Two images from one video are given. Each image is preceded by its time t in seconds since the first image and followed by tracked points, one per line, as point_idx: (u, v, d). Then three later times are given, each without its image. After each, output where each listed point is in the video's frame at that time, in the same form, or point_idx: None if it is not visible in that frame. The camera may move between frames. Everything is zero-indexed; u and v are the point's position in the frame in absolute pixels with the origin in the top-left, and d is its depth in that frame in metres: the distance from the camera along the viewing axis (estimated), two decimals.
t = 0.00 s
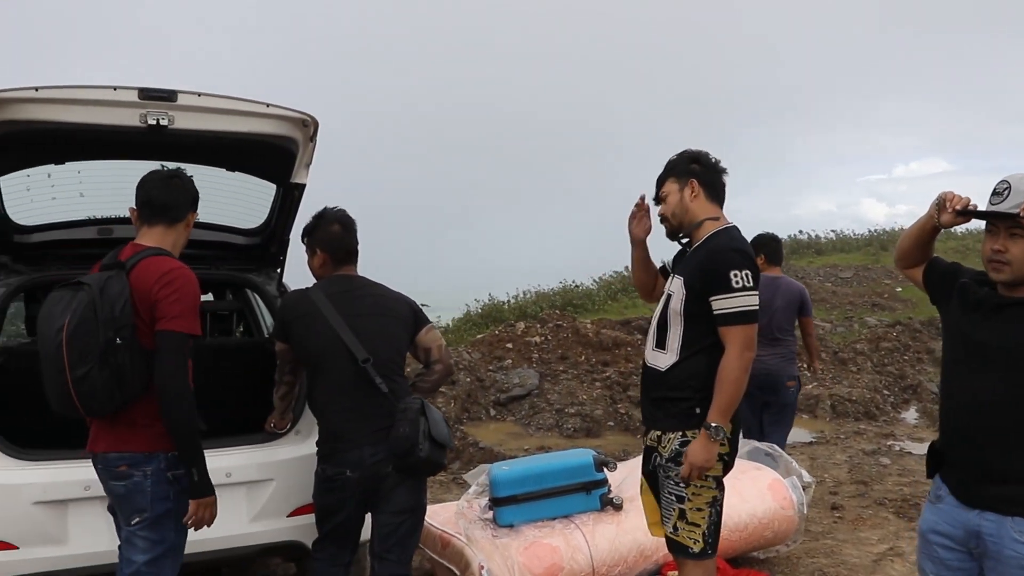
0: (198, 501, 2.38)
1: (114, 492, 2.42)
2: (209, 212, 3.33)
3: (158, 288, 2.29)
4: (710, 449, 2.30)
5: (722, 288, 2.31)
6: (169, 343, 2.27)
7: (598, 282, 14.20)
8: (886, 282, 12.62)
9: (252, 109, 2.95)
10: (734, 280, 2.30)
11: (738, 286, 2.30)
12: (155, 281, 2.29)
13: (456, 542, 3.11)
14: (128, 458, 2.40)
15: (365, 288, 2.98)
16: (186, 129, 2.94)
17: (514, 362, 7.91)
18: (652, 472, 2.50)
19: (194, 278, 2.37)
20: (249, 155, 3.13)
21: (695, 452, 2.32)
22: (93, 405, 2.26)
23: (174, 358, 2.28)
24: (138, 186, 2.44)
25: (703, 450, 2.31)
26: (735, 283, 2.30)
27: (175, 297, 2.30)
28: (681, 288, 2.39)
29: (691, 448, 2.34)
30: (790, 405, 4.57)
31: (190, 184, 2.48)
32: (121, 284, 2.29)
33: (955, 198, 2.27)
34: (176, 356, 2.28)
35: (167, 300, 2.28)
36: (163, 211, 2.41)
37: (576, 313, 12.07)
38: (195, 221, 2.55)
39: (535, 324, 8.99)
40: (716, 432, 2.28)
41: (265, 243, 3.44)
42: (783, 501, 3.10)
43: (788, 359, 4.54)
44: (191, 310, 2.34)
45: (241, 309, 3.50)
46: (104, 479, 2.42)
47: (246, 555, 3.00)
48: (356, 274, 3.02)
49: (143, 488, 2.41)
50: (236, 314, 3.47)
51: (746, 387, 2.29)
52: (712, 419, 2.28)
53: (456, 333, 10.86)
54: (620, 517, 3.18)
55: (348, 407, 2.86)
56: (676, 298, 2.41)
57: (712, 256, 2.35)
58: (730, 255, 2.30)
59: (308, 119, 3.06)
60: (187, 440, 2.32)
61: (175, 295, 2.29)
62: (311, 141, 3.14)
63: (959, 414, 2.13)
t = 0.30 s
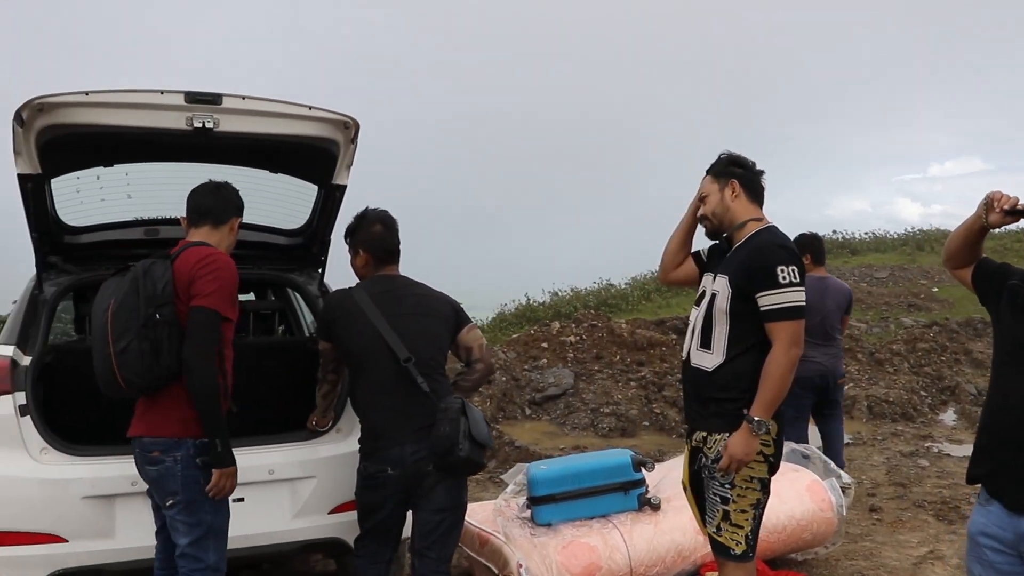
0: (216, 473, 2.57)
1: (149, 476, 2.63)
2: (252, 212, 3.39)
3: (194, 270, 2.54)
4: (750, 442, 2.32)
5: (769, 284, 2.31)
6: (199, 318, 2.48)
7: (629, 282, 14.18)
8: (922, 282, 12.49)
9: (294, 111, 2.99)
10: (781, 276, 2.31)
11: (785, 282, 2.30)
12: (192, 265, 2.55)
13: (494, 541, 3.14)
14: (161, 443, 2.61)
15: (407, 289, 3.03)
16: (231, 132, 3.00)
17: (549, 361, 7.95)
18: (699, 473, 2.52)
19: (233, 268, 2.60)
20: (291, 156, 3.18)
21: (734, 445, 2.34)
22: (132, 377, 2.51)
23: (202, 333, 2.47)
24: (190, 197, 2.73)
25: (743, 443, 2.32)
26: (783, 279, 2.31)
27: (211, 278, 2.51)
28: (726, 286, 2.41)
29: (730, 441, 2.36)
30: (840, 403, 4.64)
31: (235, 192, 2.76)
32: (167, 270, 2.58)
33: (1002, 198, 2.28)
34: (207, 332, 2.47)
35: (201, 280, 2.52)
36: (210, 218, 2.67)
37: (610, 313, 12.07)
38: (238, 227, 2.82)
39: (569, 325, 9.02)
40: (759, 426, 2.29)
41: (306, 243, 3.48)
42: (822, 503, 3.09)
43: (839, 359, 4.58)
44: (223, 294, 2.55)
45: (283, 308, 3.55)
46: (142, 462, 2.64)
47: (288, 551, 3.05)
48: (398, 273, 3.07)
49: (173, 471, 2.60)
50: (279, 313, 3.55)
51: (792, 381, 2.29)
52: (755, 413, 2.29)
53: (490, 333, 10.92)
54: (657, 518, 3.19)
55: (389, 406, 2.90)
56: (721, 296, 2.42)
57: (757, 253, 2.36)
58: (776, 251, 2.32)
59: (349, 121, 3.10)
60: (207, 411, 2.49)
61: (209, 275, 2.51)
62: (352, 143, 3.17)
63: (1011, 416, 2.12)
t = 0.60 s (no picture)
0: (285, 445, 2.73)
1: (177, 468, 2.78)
2: (300, 213, 3.45)
3: (232, 262, 2.65)
4: (816, 452, 2.32)
5: (822, 288, 2.30)
6: (233, 306, 2.57)
7: (667, 282, 14.16)
8: (965, 284, 12.32)
9: (341, 114, 3.02)
10: (834, 280, 2.30)
11: (838, 285, 2.29)
12: (232, 258, 2.67)
13: (537, 541, 3.16)
14: (187, 439, 2.73)
15: (453, 290, 3.06)
16: (280, 134, 3.04)
17: (589, 362, 7.97)
18: (745, 477, 2.52)
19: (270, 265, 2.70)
20: (338, 158, 3.21)
21: (801, 455, 2.33)
22: (166, 363, 2.64)
23: (237, 320, 2.56)
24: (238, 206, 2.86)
25: (808, 454, 2.32)
26: (835, 283, 2.30)
27: (247, 269, 2.62)
28: (775, 291, 2.39)
29: (797, 452, 2.36)
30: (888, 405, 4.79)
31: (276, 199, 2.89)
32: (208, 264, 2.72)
33: None
34: (243, 318, 2.56)
35: (237, 271, 2.63)
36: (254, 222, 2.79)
37: (648, 313, 12.07)
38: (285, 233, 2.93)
39: (609, 325, 9.03)
40: (822, 434, 2.29)
41: (352, 244, 3.53)
42: (868, 507, 3.07)
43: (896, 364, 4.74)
44: (260, 286, 2.64)
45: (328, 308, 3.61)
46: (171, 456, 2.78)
47: (334, 549, 3.10)
48: (445, 273, 3.11)
49: (193, 468, 2.72)
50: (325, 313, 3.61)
51: (850, 387, 2.29)
52: (819, 422, 2.29)
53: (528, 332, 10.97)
54: (701, 520, 3.19)
55: (435, 406, 2.94)
56: (770, 301, 2.41)
57: (808, 256, 2.35)
58: (829, 254, 2.30)
59: (395, 123, 3.11)
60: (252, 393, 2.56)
61: (243, 265, 2.62)
62: (398, 144, 3.19)
63: None
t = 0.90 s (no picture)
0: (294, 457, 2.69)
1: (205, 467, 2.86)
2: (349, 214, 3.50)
3: (262, 267, 2.68)
4: (873, 457, 2.28)
5: (883, 292, 2.28)
6: (261, 311, 2.61)
7: (710, 282, 14.05)
8: (1017, 286, 12.08)
9: (391, 116, 3.04)
10: (896, 284, 2.28)
11: (899, 289, 2.27)
12: (262, 263, 2.70)
13: (584, 542, 3.16)
14: (215, 439, 2.79)
15: (501, 291, 3.08)
16: (331, 136, 3.07)
17: (633, 363, 7.98)
18: (802, 483, 2.50)
19: (300, 270, 2.73)
20: (387, 159, 3.25)
21: (858, 459, 2.29)
22: (196, 365, 2.69)
23: (264, 325, 2.59)
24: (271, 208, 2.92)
25: (866, 458, 2.28)
26: (897, 287, 2.28)
27: (276, 275, 2.64)
28: (833, 295, 2.38)
29: (854, 456, 2.32)
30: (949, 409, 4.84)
31: (309, 203, 2.92)
32: (240, 268, 2.75)
33: None
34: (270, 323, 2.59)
35: (268, 276, 2.67)
36: (288, 226, 2.83)
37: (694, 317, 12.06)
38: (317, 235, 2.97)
39: (654, 327, 9.00)
40: (882, 440, 2.25)
41: (401, 244, 3.58)
42: (921, 514, 3.03)
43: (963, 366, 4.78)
44: (289, 291, 2.67)
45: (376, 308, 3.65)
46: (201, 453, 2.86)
47: (383, 546, 3.13)
48: (493, 274, 3.12)
49: (219, 469, 2.79)
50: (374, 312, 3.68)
51: (911, 394, 2.25)
52: (876, 427, 2.26)
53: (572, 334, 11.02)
54: (750, 524, 3.17)
55: (484, 407, 2.96)
56: (829, 305, 2.40)
57: (867, 260, 2.34)
58: (889, 258, 2.29)
59: (444, 124, 3.13)
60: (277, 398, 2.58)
61: (275, 270, 2.66)
62: (447, 145, 3.21)
63: None
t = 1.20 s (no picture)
0: (285, 466, 2.71)
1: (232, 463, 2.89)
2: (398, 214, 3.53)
3: (284, 271, 2.71)
4: (958, 453, 2.31)
5: (969, 293, 2.32)
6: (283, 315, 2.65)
7: (761, 286, 14.04)
8: None
9: (443, 116, 3.04)
10: (982, 284, 2.32)
11: (986, 290, 2.32)
12: (284, 266, 2.73)
13: (632, 544, 3.15)
14: (241, 437, 2.83)
15: (550, 292, 3.07)
16: (382, 136, 3.08)
17: (682, 364, 8.00)
18: (884, 489, 2.49)
19: (322, 273, 2.76)
20: (437, 159, 3.25)
21: (942, 453, 2.32)
22: (220, 368, 2.75)
23: (286, 330, 2.64)
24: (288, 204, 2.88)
25: (950, 453, 2.31)
26: (983, 287, 2.32)
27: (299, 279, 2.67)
28: (918, 298, 2.39)
29: (936, 451, 2.34)
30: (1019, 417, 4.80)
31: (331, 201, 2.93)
32: (263, 271, 2.79)
33: None
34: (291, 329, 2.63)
35: (287, 280, 2.70)
36: (310, 225, 2.84)
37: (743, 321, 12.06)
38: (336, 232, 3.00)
39: (702, 330, 9.02)
40: (969, 437, 2.29)
41: (450, 244, 3.59)
42: (980, 524, 2.96)
43: None
44: (311, 294, 2.70)
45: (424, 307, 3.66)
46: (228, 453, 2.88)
47: (431, 546, 3.14)
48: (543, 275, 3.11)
49: (245, 466, 2.80)
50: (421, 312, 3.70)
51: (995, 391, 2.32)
52: (963, 424, 2.30)
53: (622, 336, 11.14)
54: (802, 530, 3.12)
55: (533, 408, 2.95)
56: (912, 308, 2.41)
57: (949, 261, 2.37)
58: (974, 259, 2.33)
59: (495, 124, 3.13)
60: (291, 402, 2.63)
61: (294, 275, 2.69)
62: (497, 145, 3.21)
63: None
